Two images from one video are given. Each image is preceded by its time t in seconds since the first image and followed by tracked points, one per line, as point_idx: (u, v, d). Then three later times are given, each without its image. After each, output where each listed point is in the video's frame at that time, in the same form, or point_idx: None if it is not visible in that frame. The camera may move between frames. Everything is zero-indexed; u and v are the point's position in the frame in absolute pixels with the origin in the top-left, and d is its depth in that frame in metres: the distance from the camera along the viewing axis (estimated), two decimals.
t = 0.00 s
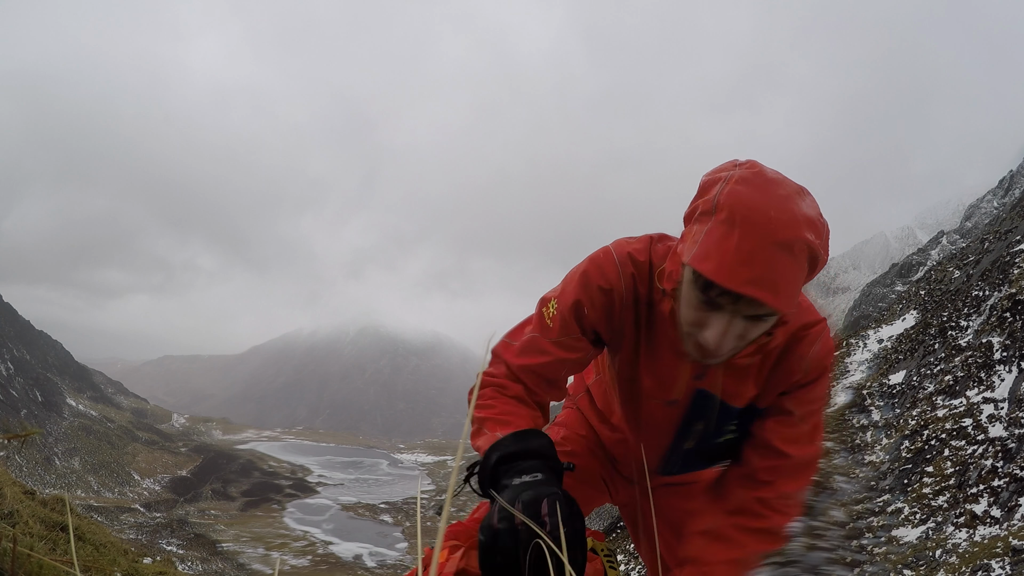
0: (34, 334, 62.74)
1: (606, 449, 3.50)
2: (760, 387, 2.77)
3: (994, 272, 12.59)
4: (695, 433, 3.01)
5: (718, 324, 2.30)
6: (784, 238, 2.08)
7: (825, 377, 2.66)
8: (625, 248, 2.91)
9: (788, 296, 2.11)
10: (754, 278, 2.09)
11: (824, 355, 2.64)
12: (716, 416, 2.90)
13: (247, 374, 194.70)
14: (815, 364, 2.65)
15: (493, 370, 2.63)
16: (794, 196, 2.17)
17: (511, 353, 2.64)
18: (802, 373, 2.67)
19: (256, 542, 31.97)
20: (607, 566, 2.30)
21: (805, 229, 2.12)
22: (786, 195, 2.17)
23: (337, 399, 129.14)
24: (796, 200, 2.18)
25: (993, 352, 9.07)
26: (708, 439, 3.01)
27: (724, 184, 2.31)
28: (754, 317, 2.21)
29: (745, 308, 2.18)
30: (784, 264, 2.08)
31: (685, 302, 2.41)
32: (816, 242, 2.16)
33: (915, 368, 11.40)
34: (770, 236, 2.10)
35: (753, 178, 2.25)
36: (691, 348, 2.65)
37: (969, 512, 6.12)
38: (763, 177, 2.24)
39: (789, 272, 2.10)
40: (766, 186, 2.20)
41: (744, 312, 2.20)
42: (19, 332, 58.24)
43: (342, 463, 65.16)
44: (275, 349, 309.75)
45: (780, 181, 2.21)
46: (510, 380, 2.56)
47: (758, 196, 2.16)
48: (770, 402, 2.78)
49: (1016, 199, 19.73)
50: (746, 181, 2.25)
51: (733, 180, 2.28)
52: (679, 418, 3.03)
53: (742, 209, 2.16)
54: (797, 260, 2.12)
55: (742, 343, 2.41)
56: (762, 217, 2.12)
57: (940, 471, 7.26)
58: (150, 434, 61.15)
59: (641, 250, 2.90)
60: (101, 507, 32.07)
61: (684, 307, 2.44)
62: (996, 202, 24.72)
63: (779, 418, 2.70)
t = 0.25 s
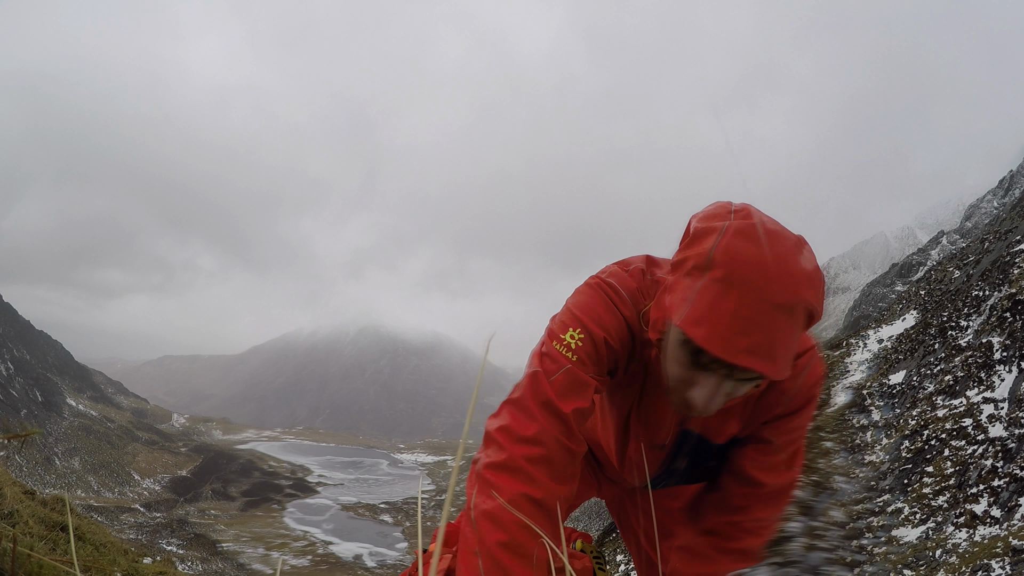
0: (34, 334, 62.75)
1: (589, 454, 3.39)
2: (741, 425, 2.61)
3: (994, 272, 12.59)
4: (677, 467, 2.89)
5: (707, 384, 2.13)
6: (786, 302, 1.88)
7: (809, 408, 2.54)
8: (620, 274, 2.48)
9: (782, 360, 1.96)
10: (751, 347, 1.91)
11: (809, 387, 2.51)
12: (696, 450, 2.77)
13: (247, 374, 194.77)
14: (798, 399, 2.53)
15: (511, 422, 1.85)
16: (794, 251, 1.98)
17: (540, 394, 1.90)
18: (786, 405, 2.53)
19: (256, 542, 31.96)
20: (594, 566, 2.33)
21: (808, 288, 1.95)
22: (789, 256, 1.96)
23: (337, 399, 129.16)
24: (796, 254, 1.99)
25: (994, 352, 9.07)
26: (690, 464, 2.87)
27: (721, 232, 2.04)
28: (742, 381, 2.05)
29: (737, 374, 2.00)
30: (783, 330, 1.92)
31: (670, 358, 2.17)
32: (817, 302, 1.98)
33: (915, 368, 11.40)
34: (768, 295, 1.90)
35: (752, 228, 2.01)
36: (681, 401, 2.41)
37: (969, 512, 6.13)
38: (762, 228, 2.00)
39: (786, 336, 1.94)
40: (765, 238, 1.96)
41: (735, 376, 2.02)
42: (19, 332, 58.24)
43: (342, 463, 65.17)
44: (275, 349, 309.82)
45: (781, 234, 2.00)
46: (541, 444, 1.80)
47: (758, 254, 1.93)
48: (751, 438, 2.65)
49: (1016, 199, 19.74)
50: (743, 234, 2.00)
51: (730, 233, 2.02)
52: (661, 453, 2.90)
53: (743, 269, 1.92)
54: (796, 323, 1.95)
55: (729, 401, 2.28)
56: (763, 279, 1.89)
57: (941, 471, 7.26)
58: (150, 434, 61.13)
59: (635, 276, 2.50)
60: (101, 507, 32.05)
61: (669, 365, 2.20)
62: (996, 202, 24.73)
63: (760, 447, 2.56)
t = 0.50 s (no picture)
0: (34, 334, 62.74)
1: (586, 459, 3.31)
2: (745, 446, 2.57)
3: (994, 272, 12.58)
4: (677, 482, 2.86)
5: (718, 420, 2.14)
6: (813, 352, 1.88)
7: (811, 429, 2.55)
8: (629, 286, 2.39)
9: (793, 404, 2.02)
10: (768, 393, 1.94)
11: (816, 411, 2.48)
12: (698, 469, 2.73)
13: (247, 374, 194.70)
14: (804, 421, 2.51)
15: (501, 436, 1.83)
16: (824, 293, 1.92)
17: (534, 413, 1.86)
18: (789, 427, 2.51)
19: (256, 542, 31.94)
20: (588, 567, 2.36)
21: (832, 334, 1.94)
22: (817, 299, 1.92)
23: (337, 399, 129.10)
24: (825, 297, 1.95)
25: (994, 352, 9.06)
26: (692, 482, 2.84)
27: (747, 265, 1.94)
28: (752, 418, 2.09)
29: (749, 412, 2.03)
30: (802, 376, 1.94)
31: (681, 389, 2.16)
32: (837, 346, 1.99)
33: (915, 368, 11.40)
34: (794, 345, 1.89)
35: (781, 263, 1.91)
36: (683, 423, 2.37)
37: (969, 512, 6.12)
38: (795, 267, 1.92)
39: (804, 379, 1.97)
40: (795, 281, 1.88)
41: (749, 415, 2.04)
42: (19, 332, 58.21)
43: (342, 463, 65.18)
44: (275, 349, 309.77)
45: (813, 274, 1.93)
46: (531, 462, 1.79)
47: (786, 295, 1.86)
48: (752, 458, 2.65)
49: (1016, 199, 19.73)
50: (773, 271, 1.90)
51: (759, 269, 1.90)
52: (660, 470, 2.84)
53: (772, 315, 1.86)
54: (814, 367, 1.97)
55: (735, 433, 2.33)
56: (789, 326, 1.85)
57: (941, 471, 7.25)
58: (150, 434, 61.11)
59: (646, 290, 2.41)
60: (100, 507, 32.02)
61: (678, 394, 2.19)
62: (996, 202, 24.70)
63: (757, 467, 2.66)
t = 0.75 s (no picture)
0: (34, 334, 62.74)
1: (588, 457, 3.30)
2: (750, 446, 2.55)
3: (994, 272, 12.58)
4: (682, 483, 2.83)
5: (720, 422, 2.14)
6: (817, 355, 1.88)
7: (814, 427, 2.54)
8: (629, 289, 2.38)
9: (795, 409, 2.02)
10: (770, 399, 1.94)
11: (818, 410, 2.46)
12: (701, 470, 2.72)
13: (247, 374, 194.71)
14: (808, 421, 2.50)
15: (501, 441, 1.83)
16: (826, 296, 1.91)
17: (535, 418, 1.86)
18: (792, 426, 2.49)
19: (256, 542, 31.95)
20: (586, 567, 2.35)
21: (836, 337, 1.95)
22: (820, 302, 1.91)
23: (337, 399, 129.10)
24: (828, 300, 1.94)
25: (993, 352, 9.07)
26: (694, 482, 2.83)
27: (751, 268, 1.95)
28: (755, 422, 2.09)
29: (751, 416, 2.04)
30: (804, 380, 1.94)
31: (687, 392, 2.14)
32: (841, 348, 1.99)
33: (915, 368, 11.40)
34: (800, 347, 1.88)
35: (784, 267, 1.92)
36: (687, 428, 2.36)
37: (969, 512, 6.13)
38: (798, 269, 1.93)
39: (805, 386, 1.96)
40: (798, 285, 1.88)
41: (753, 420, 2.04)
42: (20, 332, 58.22)
43: (342, 463, 65.19)
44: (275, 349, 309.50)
45: (815, 280, 1.93)
46: (530, 469, 1.80)
47: (791, 299, 1.87)
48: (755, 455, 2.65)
49: (1016, 199, 19.73)
50: (779, 275, 1.91)
51: (763, 273, 1.91)
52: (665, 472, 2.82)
53: (776, 318, 1.86)
54: (817, 371, 1.97)
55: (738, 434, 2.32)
56: (794, 331, 1.85)
57: (940, 471, 7.25)
58: (150, 434, 61.11)
59: (647, 291, 2.39)
60: (100, 507, 32.02)
61: (680, 395, 2.20)
62: (996, 202, 24.70)
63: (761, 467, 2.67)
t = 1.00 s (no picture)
0: (34, 334, 62.72)
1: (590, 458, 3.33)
2: (753, 447, 2.55)
3: (994, 272, 12.58)
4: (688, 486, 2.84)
5: (728, 424, 2.14)
6: (827, 360, 1.87)
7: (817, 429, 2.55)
8: (634, 292, 2.36)
9: (804, 412, 2.02)
10: (780, 402, 1.93)
11: (822, 412, 2.47)
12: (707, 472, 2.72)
13: (247, 374, 194.72)
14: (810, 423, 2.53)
15: (507, 440, 1.82)
16: (835, 300, 1.89)
17: (543, 419, 1.86)
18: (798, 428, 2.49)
19: (256, 542, 31.94)
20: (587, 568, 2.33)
21: (846, 340, 1.93)
22: (831, 305, 1.89)
23: (337, 399, 129.10)
24: (835, 302, 1.92)
25: (994, 352, 9.07)
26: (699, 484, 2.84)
27: (760, 272, 1.92)
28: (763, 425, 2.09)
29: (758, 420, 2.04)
30: (814, 384, 1.93)
31: (694, 395, 2.14)
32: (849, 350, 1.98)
33: (915, 368, 11.40)
34: (810, 351, 1.86)
35: (794, 269, 1.90)
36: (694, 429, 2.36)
37: (969, 512, 6.13)
38: (808, 275, 1.90)
39: (814, 389, 1.96)
40: (808, 289, 1.85)
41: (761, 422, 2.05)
42: (19, 332, 58.19)
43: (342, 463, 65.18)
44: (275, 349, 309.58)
45: (826, 283, 1.90)
46: (539, 470, 1.80)
47: (802, 303, 1.85)
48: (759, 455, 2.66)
49: (1016, 199, 19.73)
50: (788, 279, 1.88)
51: (771, 277, 1.89)
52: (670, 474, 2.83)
53: (787, 323, 1.83)
54: (825, 375, 1.95)
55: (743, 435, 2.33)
56: (806, 336, 1.83)
57: (941, 471, 7.25)
58: (149, 434, 61.10)
59: (651, 294, 2.38)
60: (100, 507, 32.01)
61: (686, 396, 2.20)
62: (996, 202, 24.70)
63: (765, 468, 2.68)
